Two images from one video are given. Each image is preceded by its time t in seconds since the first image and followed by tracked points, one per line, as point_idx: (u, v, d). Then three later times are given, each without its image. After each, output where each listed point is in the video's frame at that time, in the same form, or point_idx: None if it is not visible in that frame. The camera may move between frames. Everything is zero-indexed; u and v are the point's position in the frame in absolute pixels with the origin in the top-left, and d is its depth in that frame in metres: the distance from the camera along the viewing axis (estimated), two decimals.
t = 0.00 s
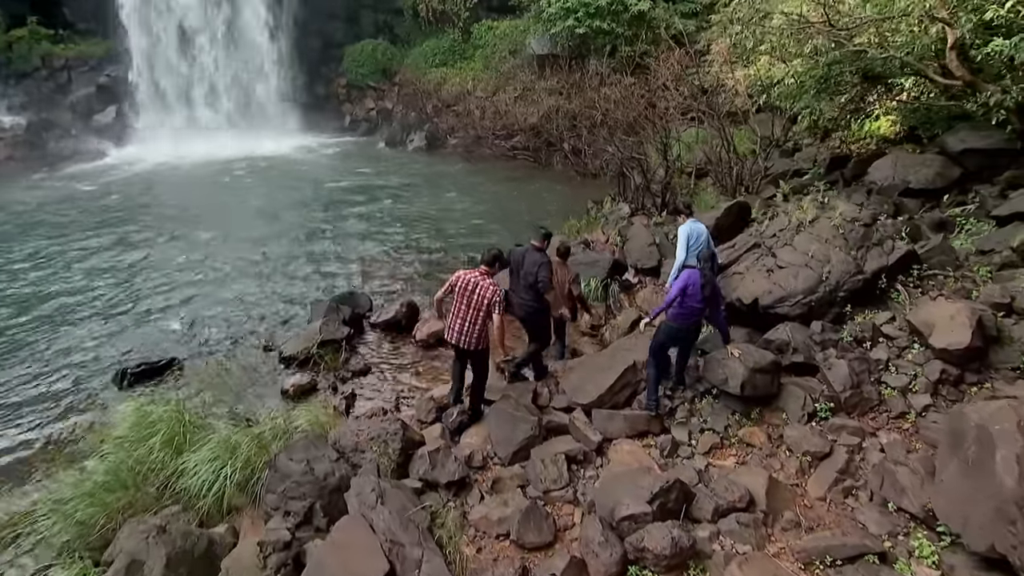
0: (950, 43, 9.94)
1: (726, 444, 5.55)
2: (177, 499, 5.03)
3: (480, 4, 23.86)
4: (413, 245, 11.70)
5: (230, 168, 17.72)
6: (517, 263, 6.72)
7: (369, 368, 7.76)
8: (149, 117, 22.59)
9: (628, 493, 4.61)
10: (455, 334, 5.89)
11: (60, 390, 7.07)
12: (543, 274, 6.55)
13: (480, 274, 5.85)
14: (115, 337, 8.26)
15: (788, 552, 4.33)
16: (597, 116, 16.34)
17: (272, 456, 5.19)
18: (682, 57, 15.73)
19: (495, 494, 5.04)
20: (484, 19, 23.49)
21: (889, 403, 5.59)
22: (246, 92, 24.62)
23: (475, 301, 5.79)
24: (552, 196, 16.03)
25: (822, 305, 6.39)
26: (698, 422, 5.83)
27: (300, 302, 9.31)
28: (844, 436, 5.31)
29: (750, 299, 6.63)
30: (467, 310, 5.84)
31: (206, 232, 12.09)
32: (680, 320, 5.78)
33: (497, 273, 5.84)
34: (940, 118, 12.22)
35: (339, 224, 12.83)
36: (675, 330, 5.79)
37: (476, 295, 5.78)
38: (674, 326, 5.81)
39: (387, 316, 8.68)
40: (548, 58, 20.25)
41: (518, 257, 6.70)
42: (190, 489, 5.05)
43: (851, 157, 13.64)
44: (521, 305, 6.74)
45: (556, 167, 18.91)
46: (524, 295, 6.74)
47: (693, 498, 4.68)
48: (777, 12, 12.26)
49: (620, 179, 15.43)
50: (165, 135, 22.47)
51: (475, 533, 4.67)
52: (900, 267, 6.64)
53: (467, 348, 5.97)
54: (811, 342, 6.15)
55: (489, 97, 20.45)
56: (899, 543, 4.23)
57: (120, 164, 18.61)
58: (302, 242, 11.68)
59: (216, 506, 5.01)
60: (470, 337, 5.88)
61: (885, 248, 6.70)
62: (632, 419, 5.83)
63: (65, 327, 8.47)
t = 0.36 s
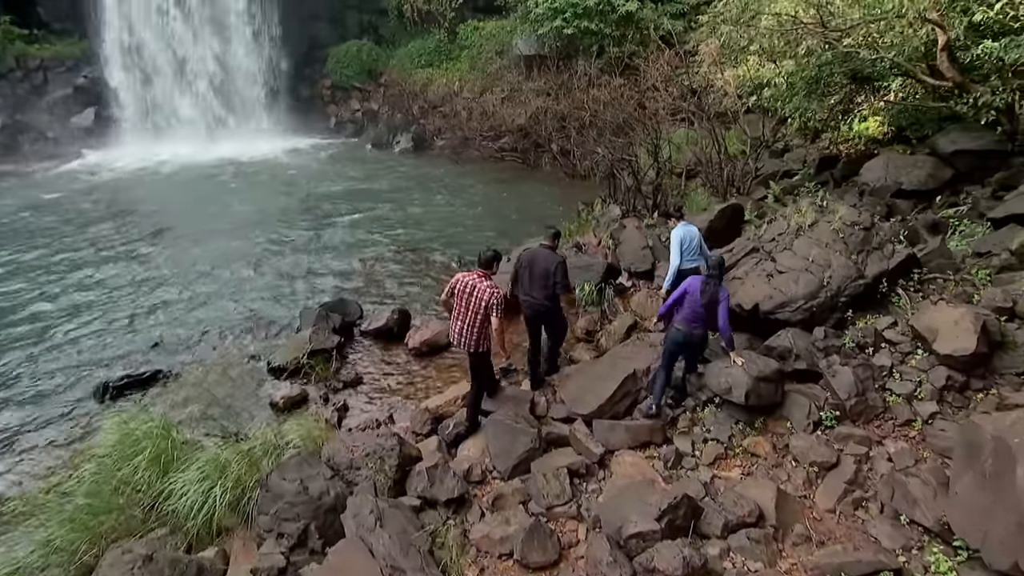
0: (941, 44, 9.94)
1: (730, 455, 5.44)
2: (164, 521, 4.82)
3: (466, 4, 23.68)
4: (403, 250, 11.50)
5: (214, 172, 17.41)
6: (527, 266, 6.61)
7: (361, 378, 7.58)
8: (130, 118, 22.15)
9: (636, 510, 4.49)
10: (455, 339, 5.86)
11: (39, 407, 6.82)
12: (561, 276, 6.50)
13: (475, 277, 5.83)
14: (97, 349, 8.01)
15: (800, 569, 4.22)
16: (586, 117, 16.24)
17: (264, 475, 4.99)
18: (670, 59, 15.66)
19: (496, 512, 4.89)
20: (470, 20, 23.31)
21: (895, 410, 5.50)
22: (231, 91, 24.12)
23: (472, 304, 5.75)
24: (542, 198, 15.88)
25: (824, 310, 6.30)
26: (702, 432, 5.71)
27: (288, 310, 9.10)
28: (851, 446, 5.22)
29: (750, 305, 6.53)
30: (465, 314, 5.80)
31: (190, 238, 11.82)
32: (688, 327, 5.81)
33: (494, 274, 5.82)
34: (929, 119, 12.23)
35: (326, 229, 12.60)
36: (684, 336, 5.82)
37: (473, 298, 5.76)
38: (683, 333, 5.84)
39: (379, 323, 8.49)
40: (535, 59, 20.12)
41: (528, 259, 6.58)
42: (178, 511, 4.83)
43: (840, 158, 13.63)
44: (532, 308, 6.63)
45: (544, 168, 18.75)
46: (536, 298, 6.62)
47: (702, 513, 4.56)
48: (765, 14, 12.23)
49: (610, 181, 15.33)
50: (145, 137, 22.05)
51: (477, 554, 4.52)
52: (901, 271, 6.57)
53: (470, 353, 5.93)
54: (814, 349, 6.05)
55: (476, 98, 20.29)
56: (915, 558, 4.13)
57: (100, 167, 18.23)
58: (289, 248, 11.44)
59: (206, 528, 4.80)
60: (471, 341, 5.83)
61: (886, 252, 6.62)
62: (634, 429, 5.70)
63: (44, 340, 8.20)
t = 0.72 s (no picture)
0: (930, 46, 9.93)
1: (736, 467, 5.31)
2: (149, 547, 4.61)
3: (451, 5, 23.48)
4: (392, 256, 11.29)
5: (196, 176, 17.08)
6: (543, 266, 6.47)
7: (352, 390, 7.37)
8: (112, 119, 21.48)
9: (644, 528, 4.36)
10: (465, 334, 5.84)
11: (15, 426, 6.53)
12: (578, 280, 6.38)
13: (480, 272, 5.80)
14: (75, 362, 7.73)
15: None
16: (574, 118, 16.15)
17: (255, 497, 4.79)
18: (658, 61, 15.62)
19: (498, 532, 4.73)
20: (455, 21, 23.13)
21: (901, 418, 5.40)
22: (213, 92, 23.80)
23: (478, 298, 5.73)
24: (531, 200, 15.74)
25: (825, 316, 6.20)
26: (705, 443, 5.58)
27: (275, 319, 8.87)
28: (859, 456, 5.11)
29: (751, 311, 6.42)
30: (472, 308, 5.78)
31: (172, 245, 11.53)
32: (691, 326, 5.79)
33: (498, 268, 5.84)
34: (917, 121, 12.25)
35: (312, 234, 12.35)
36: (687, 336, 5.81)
37: (478, 291, 5.73)
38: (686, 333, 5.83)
39: (368, 332, 8.29)
40: (521, 60, 19.99)
41: (546, 258, 6.44)
42: (164, 537, 4.61)
43: (828, 159, 13.63)
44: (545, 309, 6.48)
45: (532, 169, 18.57)
46: (549, 299, 6.47)
47: (711, 531, 4.43)
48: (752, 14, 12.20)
49: (599, 183, 15.22)
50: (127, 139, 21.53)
51: None
52: (901, 275, 6.50)
53: (478, 348, 5.89)
54: (817, 355, 5.93)
55: (463, 100, 20.13)
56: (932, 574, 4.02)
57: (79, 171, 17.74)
58: (274, 255, 11.20)
59: (194, 553, 4.59)
60: (479, 335, 5.81)
61: (886, 257, 6.55)
62: (636, 441, 5.56)
63: (20, 353, 7.91)
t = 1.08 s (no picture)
0: (921, 49, 9.86)
1: (742, 480, 5.19)
2: None
3: (435, 6, 23.24)
4: (380, 262, 11.09)
5: (177, 181, 16.72)
6: (553, 270, 6.73)
7: (343, 402, 7.18)
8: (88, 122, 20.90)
9: (654, 548, 4.22)
10: (471, 338, 6.04)
11: None
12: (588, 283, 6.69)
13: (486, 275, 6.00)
14: (53, 379, 7.44)
15: None
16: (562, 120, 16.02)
17: (246, 522, 4.58)
18: (646, 64, 15.54)
19: (501, 554, 4.57)
20: (439, 22, 22.91)
21: (907, 427, 5.31)
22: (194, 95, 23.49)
23: (485, 301, 5.93)
24: (520, 203, 15.59)
25: (827, 323, 6.11)
26: (709, 455, 5.47)
27: (262, 330, 8.64)
28: (867, 467, 5.01)
29: (752, 319, 6.31)
30: (479, 312, 5.98)
31: (154, 254, 11.23)
32: (689, 329, 5.75)
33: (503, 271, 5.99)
34: (905, 121, 12.24)
35: (298, 241, 12.11)
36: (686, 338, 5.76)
37: (485, 295, 5.93)
38: (684, 335, 5.78)
39: (358, 342, 8.10)
40: (507, 61, 19.83)
41: (556, 262, 6.70)
42: (150, 567, 4.39)
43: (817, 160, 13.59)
44: (559, 312, 6.73)
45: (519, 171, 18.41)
46: (560, 303, 6.75)
47: (722, 549, 4.31)
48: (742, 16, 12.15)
49: (589, 185, 15.09)
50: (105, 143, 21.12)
51: None
52: (902, 280, 6.42)
53: (484, 350, 6.11)
54: (820, 364, 5.84)
55: (448, 101, 19.92)
56: None
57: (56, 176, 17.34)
58: (260, 262, 10.95)
59: None
60: (485, 337, 6.01)
61: (886, 261, 6.47)
62: (639, 454, 5.43)
63: None
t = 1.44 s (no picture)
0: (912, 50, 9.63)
1: (748, 494, 5.08)
2: None
3: (420, 7, 22.91)
4: (368, 268, 10.90)
5: (159, 185, 16.43)
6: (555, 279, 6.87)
7: (335, 415, 6.99)
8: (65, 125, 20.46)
9: (665, 571, 4.09)
10: (492, 354, 5.96)
11: None
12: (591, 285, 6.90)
13: (503, 293, 5.83)
14: (29, 394, 7.20)
15: None
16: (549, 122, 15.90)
17: (238, 551, 4.39)
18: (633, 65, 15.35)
19: None
20: (424, 23, 22.66)
21: (913, 437, 5.22)
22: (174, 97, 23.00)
23: (505, 321, 5.80)
24: (508, 206, 15.47)
25: (828, 331, 6.02)
26: (714, 469, 5.36)
27: (249, 341, 8.43)
28: (876, 480, 4.92)
29: (753, 327, 6.21)
30: (498, 331, 5.87)
31: (136, 262, 10.98)
32: (684, 314, 6.08)
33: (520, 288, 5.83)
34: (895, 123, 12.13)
35: (284, 247, 11.88)
36: (682, 323, 6.06)
37: (504, 315, 5.79)
38: (680, 322, 6.09)
39: (349, 352, 7.91)
40: (494, 63, 19.68)
41: (558, 272, 6.84)
42: None
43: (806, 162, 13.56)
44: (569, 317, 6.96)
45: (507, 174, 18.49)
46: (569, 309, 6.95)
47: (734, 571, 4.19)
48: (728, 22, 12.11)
49: (578, 188, 15.01)
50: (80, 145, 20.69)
51: None
52: (903, 286, 6.33)
53: (505, 366, 6.03)
54: (823, 373, 5.74)
55: (434, 103, 19.73)
56: None
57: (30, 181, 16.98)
58: (245, 270, 10.72)
59: None
60: (506, 353, 5.95)
61: (887, 267, 6.38)
62: (643, 469, 5.30)
63: None
